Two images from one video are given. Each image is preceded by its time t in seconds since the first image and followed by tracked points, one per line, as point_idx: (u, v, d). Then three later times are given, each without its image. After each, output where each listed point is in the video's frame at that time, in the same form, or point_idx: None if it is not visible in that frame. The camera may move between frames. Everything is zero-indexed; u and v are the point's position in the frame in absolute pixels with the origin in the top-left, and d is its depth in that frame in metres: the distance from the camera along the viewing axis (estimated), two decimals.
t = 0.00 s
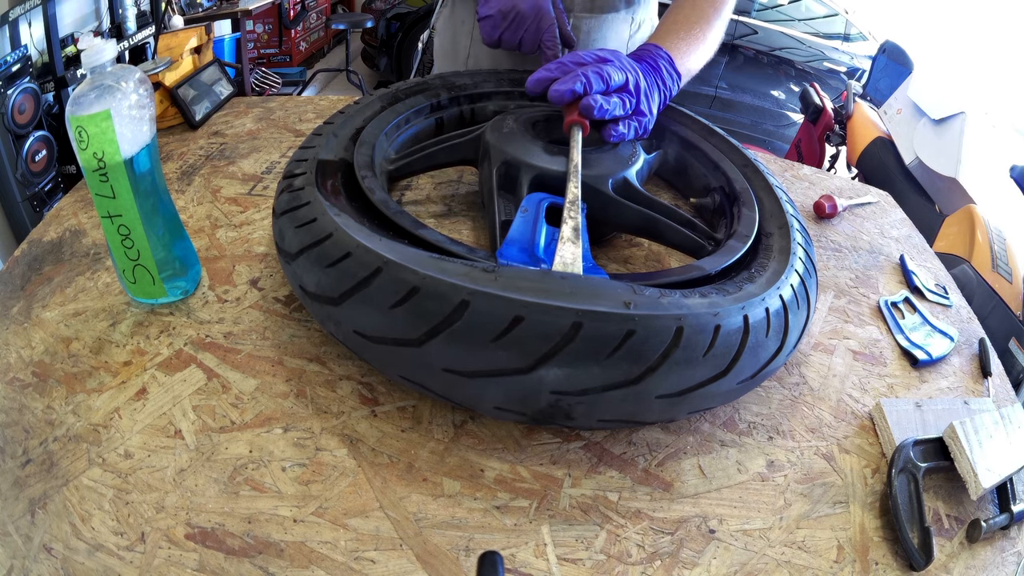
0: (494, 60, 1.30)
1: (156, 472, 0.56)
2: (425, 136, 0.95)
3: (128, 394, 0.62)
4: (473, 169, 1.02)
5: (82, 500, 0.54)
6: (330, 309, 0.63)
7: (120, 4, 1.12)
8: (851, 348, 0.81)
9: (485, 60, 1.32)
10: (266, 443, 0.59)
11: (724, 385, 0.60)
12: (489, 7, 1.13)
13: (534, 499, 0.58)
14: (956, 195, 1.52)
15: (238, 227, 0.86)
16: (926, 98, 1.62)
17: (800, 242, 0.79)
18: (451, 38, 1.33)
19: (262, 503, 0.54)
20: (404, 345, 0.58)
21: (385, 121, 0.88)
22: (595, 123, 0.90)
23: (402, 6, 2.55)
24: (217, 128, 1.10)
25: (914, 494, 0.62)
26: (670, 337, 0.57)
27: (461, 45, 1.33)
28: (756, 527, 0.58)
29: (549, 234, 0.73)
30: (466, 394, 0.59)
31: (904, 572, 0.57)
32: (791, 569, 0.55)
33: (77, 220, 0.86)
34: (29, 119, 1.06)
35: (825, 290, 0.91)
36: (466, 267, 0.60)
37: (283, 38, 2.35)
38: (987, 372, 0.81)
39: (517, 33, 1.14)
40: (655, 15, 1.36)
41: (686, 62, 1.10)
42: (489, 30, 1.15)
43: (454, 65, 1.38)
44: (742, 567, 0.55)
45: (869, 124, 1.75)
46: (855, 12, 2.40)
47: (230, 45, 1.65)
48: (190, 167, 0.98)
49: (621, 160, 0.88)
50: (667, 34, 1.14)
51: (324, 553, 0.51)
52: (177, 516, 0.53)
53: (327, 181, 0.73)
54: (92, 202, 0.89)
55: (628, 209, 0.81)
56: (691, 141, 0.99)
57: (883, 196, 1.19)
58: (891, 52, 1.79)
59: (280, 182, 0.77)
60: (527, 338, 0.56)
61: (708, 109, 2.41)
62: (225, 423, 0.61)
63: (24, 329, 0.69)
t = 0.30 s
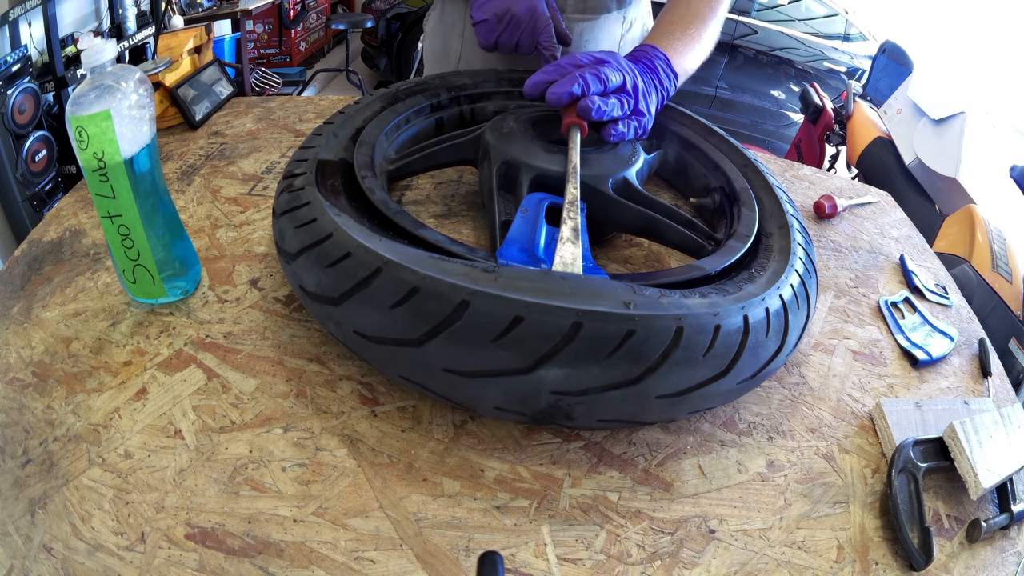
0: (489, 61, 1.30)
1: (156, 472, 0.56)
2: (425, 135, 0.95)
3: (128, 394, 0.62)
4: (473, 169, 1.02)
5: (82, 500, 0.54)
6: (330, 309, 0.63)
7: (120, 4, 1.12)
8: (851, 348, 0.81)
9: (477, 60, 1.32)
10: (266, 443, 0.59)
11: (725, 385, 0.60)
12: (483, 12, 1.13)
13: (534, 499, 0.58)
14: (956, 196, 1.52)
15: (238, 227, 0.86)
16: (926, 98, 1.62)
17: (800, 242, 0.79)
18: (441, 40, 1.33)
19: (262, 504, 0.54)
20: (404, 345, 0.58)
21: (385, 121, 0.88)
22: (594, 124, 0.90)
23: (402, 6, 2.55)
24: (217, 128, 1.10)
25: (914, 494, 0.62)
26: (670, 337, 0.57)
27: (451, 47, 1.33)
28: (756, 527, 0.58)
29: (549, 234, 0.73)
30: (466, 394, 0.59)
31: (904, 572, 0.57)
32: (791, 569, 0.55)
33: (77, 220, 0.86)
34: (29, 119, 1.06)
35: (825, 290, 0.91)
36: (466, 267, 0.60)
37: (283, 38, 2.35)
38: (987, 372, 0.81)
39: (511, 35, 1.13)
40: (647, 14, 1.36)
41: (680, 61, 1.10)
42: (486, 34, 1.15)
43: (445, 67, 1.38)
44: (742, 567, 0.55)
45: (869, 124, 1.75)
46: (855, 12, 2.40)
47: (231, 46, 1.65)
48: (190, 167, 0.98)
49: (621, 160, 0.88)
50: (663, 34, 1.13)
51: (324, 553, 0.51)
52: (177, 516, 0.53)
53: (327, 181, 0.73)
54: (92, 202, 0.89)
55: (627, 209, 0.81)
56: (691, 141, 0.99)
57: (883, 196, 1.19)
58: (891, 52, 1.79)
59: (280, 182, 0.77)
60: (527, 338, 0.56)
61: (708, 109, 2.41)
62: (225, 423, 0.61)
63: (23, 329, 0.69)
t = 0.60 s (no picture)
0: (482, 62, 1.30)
1: (156, 473, 0.56)
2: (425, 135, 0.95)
3: (128, 394, 0.62)
4: (473, 169, 1.02)
5: (82, 500, 0.54)
6: (330, 309, 0.63)
7: (120, 4, 1.12)
8: (851, 348, 0.81)
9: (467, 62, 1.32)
10: (266, 443, 0.59)
11: (725, 385, 0.60)
12: (474, 18, 1.13)
13: (534, 499, 0.58)
14: (956, 196, 1.52)
15: (238, 227, 0.86)
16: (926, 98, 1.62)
17: (800, 242, 0.79)
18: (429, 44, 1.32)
19: (262, 503, 0.54)
20: (404, 345, 0.58)
21: (385, 121, 0.88)
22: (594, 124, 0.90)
23: (402, 6, 2.55)
24: (217, 128, 1.10)
25: (914, 494, 0.62)
26: (670, 337, 0.57)
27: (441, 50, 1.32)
28: (756, 527, 0.58)
29: (549, 234, 0.73)
30: (465, 394, 0.59)
31: (904, 572, 0.57)
32: (791, 569, 0.55)
33: (77, 220, 0.86)
34: (29, 119, 1.06)
35: (825, 290, 0.91)
36: (466, 267, 0.60)
37: (283, 38, 2.35)
38: (987, 372, 0.81)
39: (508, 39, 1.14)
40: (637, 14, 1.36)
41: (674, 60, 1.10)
42: (482, 41, 1.15)
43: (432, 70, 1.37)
44: (742, 567, 0.55)
45: (869, 124, 1.75)
46: (855, 12, 2.40)
47: (230, 46, 1.65)
48: (190, 167, 0.98)
49: (621, 160, 0.88)
50: (658, 33, 1.14)
51: (324, 553, 0.51)
52: (177, 516, 0.53)
53: (327, 181, 0.73)
54: (92, 202, 0.89)
55: (627, 210, 0.81)
56: (691, 141, 0.99)
57: (883, 196, 1.19)
58: (890, 52, 1.80)
59: (280, 183, 0.77)
60: (527, 338, 0.56)
61: (708, 109, 2.41)
62: (225, 423, 0.61)
63: (23, 329, 0.69)
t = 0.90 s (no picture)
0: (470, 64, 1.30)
1: (157, 473, 0.56)
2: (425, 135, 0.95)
3: (128, 394, 0.62)
4: (473, 169, 1.02)
5: (82, 500, 0.54)
6: (330, 309, 0.63)
7: (120, 4, 1.12)
8: (851, 347, 0.81)
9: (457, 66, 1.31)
10: (266, 443, 0.59)
11: (725, 384, 0.60)
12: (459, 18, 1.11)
13: (534, 499, 0.58)
14: (956, 196, 1.53)
15: (238, 227, 0.86)
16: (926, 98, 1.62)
17: (800, 242, 0.79)
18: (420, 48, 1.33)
19: (262, 503, 0.54)
20: (404, 345, 0.58)
21: (385, 121, 0.88)
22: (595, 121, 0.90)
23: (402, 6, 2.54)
24: (217, 128, 1.10)
25: (914, 494, 0.62)
26: (670, 338, 0.57)
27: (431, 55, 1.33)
28: (756, 527, 0.58)
29: (549, 234, 0.73)
30: (466, 395, 0.59)
31: (904, 572, 0.57)
32: (791, 569, 0.55)
33: (77, 220, 0.86)
34: (29, 119, 1.06)
35: (825, 290, 0.91)
36: (466, 267, 0.60)
37: (283, 38, 2.35)
38: (987, 372, 0.81)
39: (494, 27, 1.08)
40: (627, 12, 1.36)
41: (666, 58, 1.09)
42: (469, 31, 1.09)
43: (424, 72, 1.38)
44: (742, 567, 0.55)
45: (869, 125, 1.75)
46: (855, 12, 2.39)
47: (230, 46, 1.65)
48: (190, 167, 0.98)
49: (620, 159, 0.88)
50: (652, 30, 1.14)
51: (324, 553, 0.51)
52: (177, 516, 0.53)
53: (327, 181, 0.73)
54: (92, 202, 0.89)
55: (627, 210, 0.81)
56: (691, 141, 0.99)
57: (883, 196, 1.19)
58: (891, 52, 1.80)
59: (280, 183, 0.77)
60: (527, 338, 0.56)
61: (708, 109, 2.41)
62: (225, 424, 0.61)
63: (24, 329, 0.69)
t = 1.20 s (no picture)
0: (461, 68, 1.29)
1: (156, 473, 0.56)
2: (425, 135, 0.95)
3: (128, 394, 0.62)
4: (473, 169, 1.02)
5: (82, 500, 0.54)
6: (330, 309, 0.63)
7: (120, 4, 1.12)
8: (851, 347, 0.81)
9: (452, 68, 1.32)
10: (266, 443, 0.59)
11: (725, 385, 0.60)
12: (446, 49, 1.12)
13: (534, 499, 0.58)
14: (956, 196, 1.53)
15: (238, 227, 0.86)
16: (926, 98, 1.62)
17: (801, 242, 0.79)
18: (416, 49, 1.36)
19: (262, 504, 0.54)
20: (404, 345, 0.58)
21: (385, 121, 0.88)
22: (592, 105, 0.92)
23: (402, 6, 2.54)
24: (217, 128, 1.10)
25: (914, 495, 0.62)
26: (670, 338, 0.57)
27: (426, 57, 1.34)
28: (756, 527, 0.58)
29: (549, 234, 0.73)
30: (466, 395, 0.59)
31: (904, 572, 0.57)
32: (791, 569, 0.55)
33: (77, 220, 0.86)
34: (29, 119, 1.06)
35: (825, 290, 0.91)
36: (466, 268, 0.60)
37: (283, 38, 2.35)
38: (987, 372, 0.81)
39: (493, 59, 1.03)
40: (620, 8, 1.35)
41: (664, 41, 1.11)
42: (466, 62, 1.04)
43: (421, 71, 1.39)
44: (742, 567, 0.55)
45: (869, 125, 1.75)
46: (855, 12, 2.39)
47: (230, 45, 1.65)
48: (191, 167, 0.98)
49: (621, 158, 0.86)
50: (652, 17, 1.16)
51: (324, 553, 0.51)
52: (177, 516, 0.53)
53: (327, 181, 0.73)
54: (92, 202, 0.88)
55: (626, 209, 0.81)
56: (691, 141, 0.99)
57: (883, 196, 1.19)
58: (891, 52, 1.80)
59: (280, 183, 0.77)
60: (527, 339, 0.56)
61: (708, 109, 2.44)
62: (225, 424, 0.61)
63: (24, 329, 0.69)
